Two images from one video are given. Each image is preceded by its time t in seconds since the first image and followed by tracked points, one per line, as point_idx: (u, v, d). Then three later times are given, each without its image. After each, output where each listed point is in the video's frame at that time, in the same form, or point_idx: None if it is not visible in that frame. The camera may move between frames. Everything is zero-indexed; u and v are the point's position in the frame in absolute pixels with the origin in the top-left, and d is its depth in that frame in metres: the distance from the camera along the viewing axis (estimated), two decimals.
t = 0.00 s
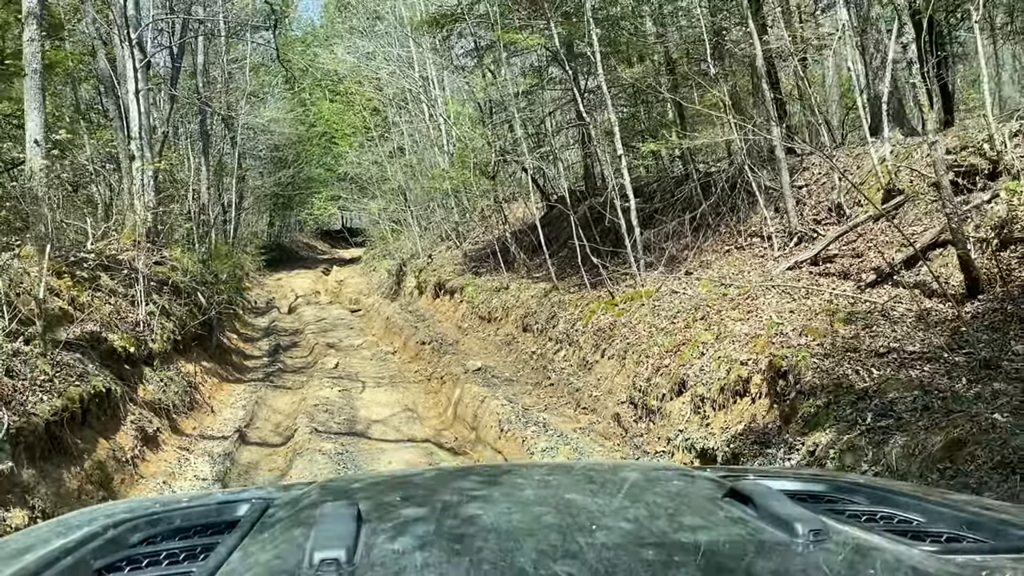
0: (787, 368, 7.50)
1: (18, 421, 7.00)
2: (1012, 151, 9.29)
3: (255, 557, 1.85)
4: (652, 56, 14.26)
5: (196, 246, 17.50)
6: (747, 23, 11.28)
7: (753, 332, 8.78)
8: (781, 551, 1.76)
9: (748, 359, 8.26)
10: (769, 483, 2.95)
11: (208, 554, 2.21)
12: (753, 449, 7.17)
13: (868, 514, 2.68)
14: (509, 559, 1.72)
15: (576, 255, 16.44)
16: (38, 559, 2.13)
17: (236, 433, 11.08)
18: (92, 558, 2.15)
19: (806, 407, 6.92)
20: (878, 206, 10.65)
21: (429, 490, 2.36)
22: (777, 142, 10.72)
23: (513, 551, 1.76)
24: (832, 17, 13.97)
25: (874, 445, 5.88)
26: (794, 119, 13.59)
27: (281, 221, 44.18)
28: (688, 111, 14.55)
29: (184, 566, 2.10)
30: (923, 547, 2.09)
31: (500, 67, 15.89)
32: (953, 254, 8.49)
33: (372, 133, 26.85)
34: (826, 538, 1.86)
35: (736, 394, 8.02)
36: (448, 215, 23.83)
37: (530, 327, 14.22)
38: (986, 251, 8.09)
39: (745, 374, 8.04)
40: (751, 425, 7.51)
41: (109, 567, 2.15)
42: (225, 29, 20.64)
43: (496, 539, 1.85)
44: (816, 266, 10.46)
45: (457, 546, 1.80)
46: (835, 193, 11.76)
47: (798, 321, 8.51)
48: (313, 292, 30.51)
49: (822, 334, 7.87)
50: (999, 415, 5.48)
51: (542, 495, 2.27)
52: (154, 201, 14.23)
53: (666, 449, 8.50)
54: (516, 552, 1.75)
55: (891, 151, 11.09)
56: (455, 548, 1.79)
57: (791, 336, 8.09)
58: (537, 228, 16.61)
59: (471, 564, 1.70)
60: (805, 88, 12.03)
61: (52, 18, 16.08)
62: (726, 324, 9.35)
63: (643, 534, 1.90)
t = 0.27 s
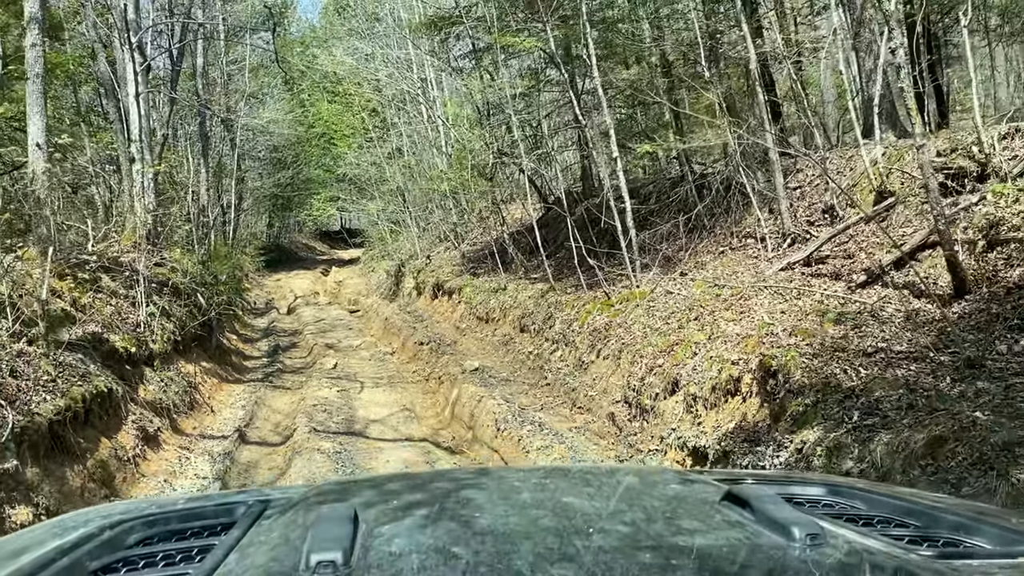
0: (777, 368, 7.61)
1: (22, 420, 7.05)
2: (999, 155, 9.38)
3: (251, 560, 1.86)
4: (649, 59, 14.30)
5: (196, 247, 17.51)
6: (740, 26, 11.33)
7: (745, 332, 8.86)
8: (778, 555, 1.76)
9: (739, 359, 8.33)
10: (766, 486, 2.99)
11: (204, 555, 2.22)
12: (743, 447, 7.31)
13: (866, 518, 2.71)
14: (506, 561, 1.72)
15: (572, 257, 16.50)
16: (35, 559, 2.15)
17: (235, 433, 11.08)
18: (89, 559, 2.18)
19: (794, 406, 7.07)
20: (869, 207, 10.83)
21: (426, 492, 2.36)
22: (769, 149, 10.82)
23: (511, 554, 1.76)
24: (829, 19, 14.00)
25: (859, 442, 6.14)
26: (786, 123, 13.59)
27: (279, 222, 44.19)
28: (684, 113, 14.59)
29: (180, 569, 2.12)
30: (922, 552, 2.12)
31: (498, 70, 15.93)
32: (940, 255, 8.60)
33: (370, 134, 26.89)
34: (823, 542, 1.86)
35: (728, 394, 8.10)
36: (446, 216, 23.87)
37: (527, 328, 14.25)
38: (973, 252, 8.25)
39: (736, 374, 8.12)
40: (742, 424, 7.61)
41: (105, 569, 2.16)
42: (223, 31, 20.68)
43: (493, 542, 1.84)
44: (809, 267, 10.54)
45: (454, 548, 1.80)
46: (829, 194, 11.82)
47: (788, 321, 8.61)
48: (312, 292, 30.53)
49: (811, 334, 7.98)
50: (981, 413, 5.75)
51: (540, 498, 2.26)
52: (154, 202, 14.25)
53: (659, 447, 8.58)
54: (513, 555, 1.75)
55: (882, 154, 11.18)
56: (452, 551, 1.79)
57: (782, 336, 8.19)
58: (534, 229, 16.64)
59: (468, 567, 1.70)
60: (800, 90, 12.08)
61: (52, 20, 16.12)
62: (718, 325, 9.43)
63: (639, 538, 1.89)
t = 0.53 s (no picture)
0: (770, 366, 7.63)
1: (26, 419, 7.09)
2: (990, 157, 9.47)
3: (250, 561, 1.88)
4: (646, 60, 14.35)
5: (196, 247, 17.54)
6: (735, 28, 11.34)
7: (741, 331, 8.78)
8: (776, 557, 1.77)
9: (733, 357, 8.29)
10: (765, 487, 3.01)
11: (203, 557, 2.24)
12: (736, 445, 7.37)
13: (866, 519, 2.73)
14: (506, 563, 1.73)
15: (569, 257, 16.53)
16: (34, 560, 2.17)
17: (236, 432, 11.09)
18: (88, 560, 2.19)
19: (787, 404, 7.12)
20: (864, 206, 10.89)
21: (426, 494, 2.39)
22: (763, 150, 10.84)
23: (510, 555, 1.78)
24: (824, 20, 14.05)
25: (850, 438, 6.23)
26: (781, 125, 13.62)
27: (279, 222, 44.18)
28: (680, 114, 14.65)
29: (180, 569, 2.13)
30: (922, 554, 2.14)
31: (496, 71, 15.95)
32: (933, 254, 8.80)
33: (369, 134, 26.92)
34: (824, 542, 1.87)
35: (722, 391, 8.09)
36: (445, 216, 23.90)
37: (525, 327, 14.27)
38: (963, 252, 8.46)
39: (730, 372, 8.07)
40: (736, 421, 7.64)
41: (103, 569, 2.17)
42: (222, 33, 20.69)
43: (493, 543, 1.86)
44: (804, 267, 10.58)
45: (453, 550, 1.81)
46: (824, 195, 11.85)
47: (781, 321, 8.64)
48: (312, 293, 30.54)
49: (804, 332, 8.02)
50: (968, 410, 5.81)
51: (539, 499, 2.28)
52: (155, 203, 14.27)
53: (655, 445, 8.61)
54: (513, 556, 1.77)
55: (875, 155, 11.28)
56: (452, 552, 1.80)
57: (774, 334, 8.19)
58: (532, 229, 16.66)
59: (468, 568, 1.71)
60: (796, 91, 12.11)
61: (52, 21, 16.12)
62: (713, 324, 9.39)
63: (639, 539, 1.90)
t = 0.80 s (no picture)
0: (765, 364, 7.67)
1: (31, 417, 7.12)
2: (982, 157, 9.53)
3: (250, 561, 1.88)
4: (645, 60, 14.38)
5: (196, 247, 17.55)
6: (731, 28, 11.35)
7: (737, 330, 8.82)
8: (774, 556, 1.78)
9: (729, 355, 8.33)
10: (764, 487, 3.03)
11: (202, 558, 2.25)
12: (731, 442, 7.37)
13: (864, 519, 2.76)
14: (504, 563, 1.75)
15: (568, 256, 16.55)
16: (34, 562, 2.18)
17: (236, 430, 11.10)
18: (87, 561, 2.21)
19: (781, 402, 7.17)
20: (860, 206, 10.93)
21: (426, 494, 2.40)
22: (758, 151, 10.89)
23: (510, 556, 1.79)
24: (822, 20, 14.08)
25: (843, 434, 6.28)
26: (779, 125, 13.65)
27: (279, 222, 44.14)
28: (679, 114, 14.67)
29: (179, 571, 2.14)
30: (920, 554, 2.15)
31: (495, 71, 15.96)
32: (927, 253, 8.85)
33: (369, 134, 26.92)
34: (823, 542, 1.88)
35: (718, 389, 8.13)
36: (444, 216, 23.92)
37: (524, 327, 14.28)
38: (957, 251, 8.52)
39: (726, 370, 8.11)
40: (731, 419, 7.67)
41: (102, 571, 2.19)
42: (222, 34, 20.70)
43: (492, 543, 1.87)
44: (800, 265, 10.61)
45: (452, 550, 1.83)
46: (820, 194, 11.87)
47: (776, 320, 8.68)
48: (312, 292, 30.54)
49: (799, 331, 8.06)
50: (958, 407, 5.88)
51: (538, 499, 2.30)
52: (155, 203, 14.28)
53: (651, 443, 8.63)
54: (512, 557, 1.78)
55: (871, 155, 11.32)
56: (451, 552, 1.81)
57: (770, 333, 8.22)
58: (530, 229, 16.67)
59: (467, 568, 1.73)
60: (792, 91, 12.12)
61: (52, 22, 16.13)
62: (710, 323, 9.42)
63: (638, 539, 1.91)
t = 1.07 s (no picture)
0: (760, 362, 7.71)
1: (34, 416, 7.15)
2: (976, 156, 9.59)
3: (250, 561, 1.89)
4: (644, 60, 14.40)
5: (196, 247, 17.55)
6: (728, 29, 11.36)
7: (732, 329, 8.85)
8: (772, 557, 1.80)
9: (724, 353, 8.37)
10: (765, 489, 3.06)
11: (201, 559, 2.26)
12: (726, 440, 7.40)
13: (863, 520, 2.78)
14: (504, 565, 1.76)
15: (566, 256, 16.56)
16: (34, 563, 2.19)
17: (237, 429, 11.11)
18: (86, 562, 2.22)
19: (776, 399, 7.20)
20: (856, 206, 10.98)
21: (425, 494, 2.42)
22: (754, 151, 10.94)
23: (510, 557, 1.80)
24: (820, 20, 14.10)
25: (836, 432, 6.35)
26: (776, 124, 13.69)
27: (278, 222, 44.11)
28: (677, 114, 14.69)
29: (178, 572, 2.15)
30: (919, 555, 2.17)
31: (494, 71, 15.98)
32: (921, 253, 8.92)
33: (368, 134, 26.92)
34: (823, 543, 1.90)
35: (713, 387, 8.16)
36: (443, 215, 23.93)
37: (523, 325, 14.30)
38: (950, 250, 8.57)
39: (722, 368, 8.15)
40: (726, 416, 7.70)
41: (102, 571, 2.19)
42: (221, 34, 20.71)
43: (492, 544, 1.88)
44: (797, 264, 10.64)
45: (452, 550, 1.84)
46: (818, 194, 11.90)
47: (771, 318, 8.71)
48: (312, 291, 30.54)
49: (794, 329, 8.10)
50: (948, 404, 5.94)
51: (539, 500, 2.31)
52: (156, 203, 14.29)
53: (648, 440, 8.65)
54: (512, 558, 1.80)
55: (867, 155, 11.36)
56: (451, 553, 1.83)
57: (765, 332, 8.26)
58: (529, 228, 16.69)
59: (467, 569, 1.74)
60: (790, 92, 12.15)
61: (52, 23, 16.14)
62: (706, 321, 9.44)
63: (637, 539, 1.93)
